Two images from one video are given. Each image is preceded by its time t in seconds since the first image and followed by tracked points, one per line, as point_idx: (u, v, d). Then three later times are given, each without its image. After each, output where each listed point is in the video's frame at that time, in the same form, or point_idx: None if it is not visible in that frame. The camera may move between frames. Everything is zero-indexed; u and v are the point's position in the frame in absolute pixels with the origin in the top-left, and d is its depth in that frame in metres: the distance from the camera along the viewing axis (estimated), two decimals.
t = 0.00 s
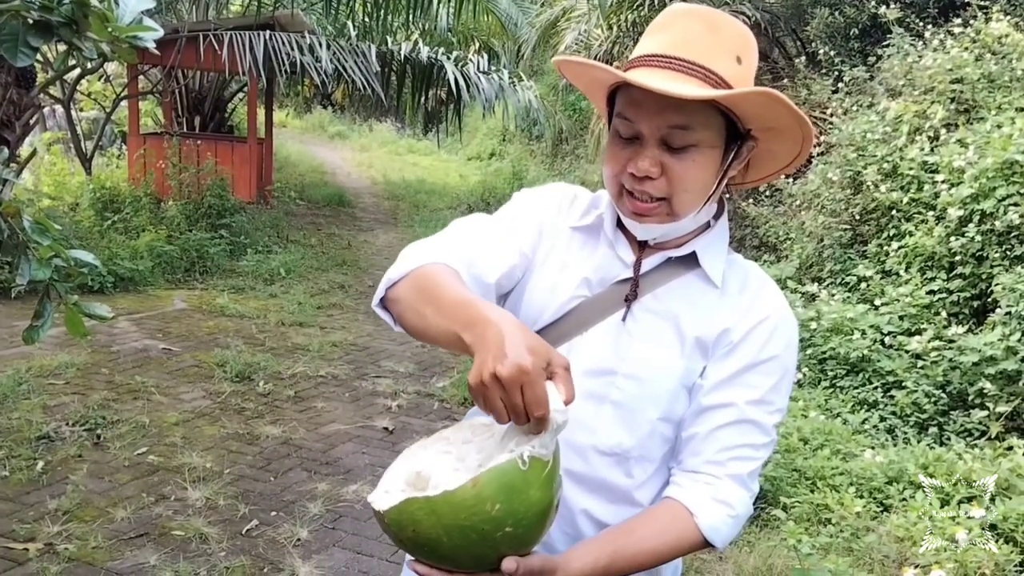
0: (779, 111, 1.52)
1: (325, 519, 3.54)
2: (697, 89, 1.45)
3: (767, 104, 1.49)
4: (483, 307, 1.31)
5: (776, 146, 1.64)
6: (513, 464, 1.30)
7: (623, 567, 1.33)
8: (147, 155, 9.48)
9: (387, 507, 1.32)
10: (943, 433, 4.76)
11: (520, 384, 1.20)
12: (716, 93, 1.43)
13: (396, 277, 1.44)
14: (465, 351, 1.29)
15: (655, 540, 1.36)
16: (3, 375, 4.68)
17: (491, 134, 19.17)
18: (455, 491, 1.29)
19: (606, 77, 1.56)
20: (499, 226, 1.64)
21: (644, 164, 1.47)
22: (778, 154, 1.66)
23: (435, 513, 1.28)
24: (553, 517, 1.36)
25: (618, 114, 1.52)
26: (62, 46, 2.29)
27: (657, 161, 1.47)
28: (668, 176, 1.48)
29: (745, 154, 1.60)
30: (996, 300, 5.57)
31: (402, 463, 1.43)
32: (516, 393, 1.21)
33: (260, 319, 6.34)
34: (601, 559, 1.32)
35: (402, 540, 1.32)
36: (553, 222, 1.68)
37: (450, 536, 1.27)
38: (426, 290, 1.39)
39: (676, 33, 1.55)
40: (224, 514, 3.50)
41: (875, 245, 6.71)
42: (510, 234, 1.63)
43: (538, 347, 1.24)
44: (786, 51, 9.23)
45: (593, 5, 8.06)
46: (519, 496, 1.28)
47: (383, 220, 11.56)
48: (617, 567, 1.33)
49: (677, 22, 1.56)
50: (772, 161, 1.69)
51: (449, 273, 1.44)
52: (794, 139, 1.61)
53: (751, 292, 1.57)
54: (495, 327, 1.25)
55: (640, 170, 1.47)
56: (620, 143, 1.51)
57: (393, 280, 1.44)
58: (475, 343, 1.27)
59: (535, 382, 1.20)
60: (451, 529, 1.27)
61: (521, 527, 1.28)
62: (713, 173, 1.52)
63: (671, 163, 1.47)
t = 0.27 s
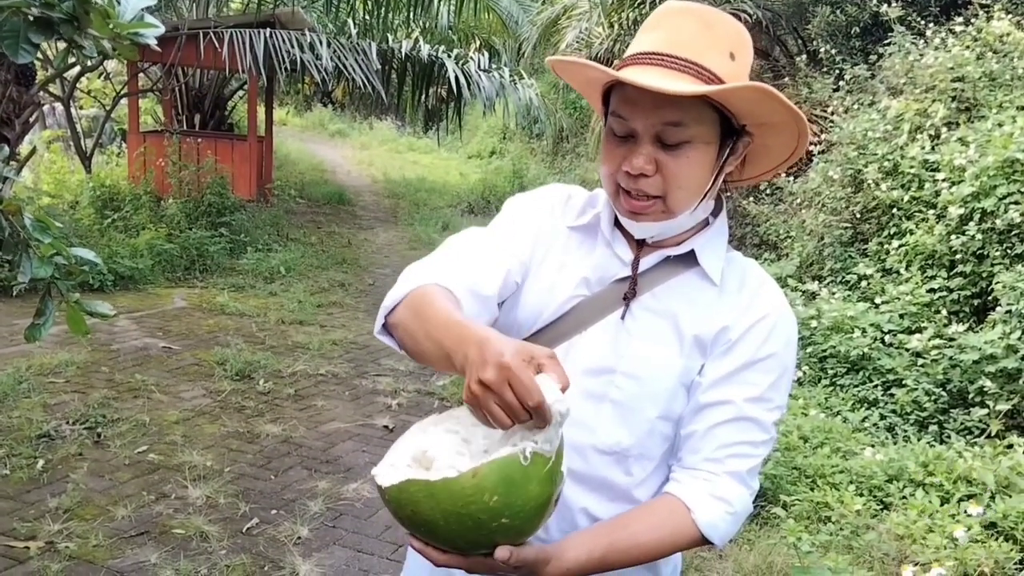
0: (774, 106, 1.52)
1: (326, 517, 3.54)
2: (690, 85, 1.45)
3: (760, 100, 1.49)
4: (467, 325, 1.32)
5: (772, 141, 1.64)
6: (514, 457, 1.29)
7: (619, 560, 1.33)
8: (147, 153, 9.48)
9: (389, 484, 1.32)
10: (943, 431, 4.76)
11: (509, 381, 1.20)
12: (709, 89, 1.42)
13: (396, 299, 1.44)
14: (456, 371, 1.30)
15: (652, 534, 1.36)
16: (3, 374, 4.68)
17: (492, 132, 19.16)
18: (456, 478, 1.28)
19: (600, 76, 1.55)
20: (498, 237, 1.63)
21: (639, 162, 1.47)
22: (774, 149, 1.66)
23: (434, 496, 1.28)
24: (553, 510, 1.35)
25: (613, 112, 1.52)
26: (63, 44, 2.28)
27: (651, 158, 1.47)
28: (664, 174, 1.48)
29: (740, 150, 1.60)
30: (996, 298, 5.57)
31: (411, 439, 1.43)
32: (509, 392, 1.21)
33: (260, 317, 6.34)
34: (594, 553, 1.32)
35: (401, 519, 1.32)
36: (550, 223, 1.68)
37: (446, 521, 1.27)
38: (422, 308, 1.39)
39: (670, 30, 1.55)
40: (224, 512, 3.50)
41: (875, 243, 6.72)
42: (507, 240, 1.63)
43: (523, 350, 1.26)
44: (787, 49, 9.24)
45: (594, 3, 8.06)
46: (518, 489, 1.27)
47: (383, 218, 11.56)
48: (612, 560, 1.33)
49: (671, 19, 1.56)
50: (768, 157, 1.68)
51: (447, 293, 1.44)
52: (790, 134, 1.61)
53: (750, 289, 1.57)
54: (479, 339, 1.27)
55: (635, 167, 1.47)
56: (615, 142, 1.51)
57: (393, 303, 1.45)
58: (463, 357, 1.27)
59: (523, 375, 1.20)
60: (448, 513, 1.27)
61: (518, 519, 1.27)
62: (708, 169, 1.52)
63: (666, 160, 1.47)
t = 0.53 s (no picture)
0: (773, 99, 1.51)
1: (326, 515, 3.54)
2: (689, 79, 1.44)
3: (758, 92, 1.48)
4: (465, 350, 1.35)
5: (770, 135, 1.63)
6: (509, 441, 1.25)
7: (615, 553, 1.33)
8: (148, 151, 9.48)
9: (387, 463, 1.32)
10: (944, 429, 4.75)
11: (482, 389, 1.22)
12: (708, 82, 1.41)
13: (405, 335, 1.49)
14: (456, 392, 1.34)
15: (649, 528, 1.35)
16: (3, 371, 4.67)
17: (492, 130, 19.15)
18: (450, 460, 1.26)
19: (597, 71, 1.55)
20: (494, 247, 1.63)
21: (640, 156, 1.46)
22: (774, 143, 1.65)
23: (428, 479, 1.26)
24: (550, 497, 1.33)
25: (611, 107, 1.51)
26: (63, 40, 2.28)
27: (651, 153, 1.46)
28: (663, 169, 1.47)
29: (739, 144, 1.59)
30: (997, 296, 5.56)
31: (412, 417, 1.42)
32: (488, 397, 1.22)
33: (260, 315, 6.33)
34: (589, 544, 1.32)
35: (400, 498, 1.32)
36: (547, 224, 1.67)
37: (440, 503, 1.25)
38: (426, 339, 1.44)
39: (665, 25, 1.54)
40: (225, 510, 3.49)
41: (876, 241, 6.71)
42: (503, 246, 1.63)
43: (500, 349, 1.26)
44: (788, 47, 9.23)
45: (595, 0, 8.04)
46: (511, 474, 1.24)
47: (384, 216, 11.54)
48: (608, 551, 1.33)
49: (667, 15, 1.55)
50: (766, 151, 1.67)
51: (450, 321, 1.48)
52: (788, 128, 1.60)
53: (748, 284, 1.56)
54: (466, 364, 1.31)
55: (635, 162, 1.46)
56: (613, 137, 1.50)
57: (403, 338, 1.50)
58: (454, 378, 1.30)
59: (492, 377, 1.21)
60: (441, 496, 1.25)
61: (511, 504, 1.25)
62: (707, 164, 1.51)
63: (665, 154, 1.46)
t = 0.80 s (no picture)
0: (773, 96, 1.51)
1: (326, 512, 3.54)
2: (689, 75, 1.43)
3: (758, 89, 1.48)
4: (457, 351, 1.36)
5: (769, 132, 1.63)
6: (502, 433, 1.25)
7: (617, 551, 1.33)
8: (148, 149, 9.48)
9: (382, 461, 1.31)
10: (944, 427, 4.75)
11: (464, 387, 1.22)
12: (709, 78, 1.41)
13: (409, 341, 1.50)
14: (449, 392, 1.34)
15: (649, 525, 1.36)
16: (3, 369, 4.67)
17: (492, 128, 19.15)
18: (442, 453, 1.26)
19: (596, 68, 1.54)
20: (495, 248, 1.63)
21: (640, 153, 1.45)
22: (773, 141, 1.65)
23: (421, 473, 1.25)
24: (547, 496, 1.31)
25: (610, 105, 1.51)
26: (63, 38, 2.27)
27: (652, 150, 1.45)
28: (663, 166, 1.46)
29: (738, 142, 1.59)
30: (997, 294, 5.56)
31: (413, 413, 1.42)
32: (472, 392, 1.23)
33: (261, 313, 6.33)
34: (590, 543, 1.32)
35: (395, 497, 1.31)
36: (547, 224, 1.67)
37: (434, 498, 1.24)
38: (428, 344, 1.45)
39: (663, 22, 1.53)
40: (225, 508, 3.49)
41: (876, 239, 6.70)
42: (502, 248, 1.63)
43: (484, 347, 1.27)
44: (788, 45, 9.23)
45: None
46: (503, 467, 1.23)
47: (384, 214, 11.54)
48: (609, 550, 1.32)
49: (664, 12, 1.55)
50: (764, 149, 1.67)
51: (452, 326, 1.49)
52: (787, 125, 1.60)
53: (748, 281, 1.55)
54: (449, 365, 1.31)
55: (635, 159, 1.46)
56: (613, 135, 1.50)
57: (407, 347, 1.51)
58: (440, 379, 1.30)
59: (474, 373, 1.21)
60: (435, 491, 1.24)
61: (505, 498, 1.24)
62: (707, 161, 1.50)
63: (666, 151, 1.46)
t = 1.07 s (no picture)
0: (781, 96, 1.52)
1: (326, 510, 3.55)
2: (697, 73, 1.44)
3: (765, 88, 1.49)
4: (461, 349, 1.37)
5: (774, 132, 1.63)
6: (514, 422, 1.25)
7: (622, 551, 1.34)
8: (148, 147, 9.47)
9: (393, 451, 1.31)
10: (944, 425, 4.76)
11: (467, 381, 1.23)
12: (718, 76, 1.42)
13: (413, 352, 1.51)
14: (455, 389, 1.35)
15: (655, 526, 1.36)
16: (4, 367, 4.67)
17: (492, 125, 19.15)
18: (454, 442, 1.26)
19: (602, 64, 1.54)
20: (495, 250, 1.63)
21: (646, 151, 1.45)
22: (777, 141, 1.65)
23: (433, 462, 1.25)
24: (558, 491, 1.31)
25: (617, 101, 1.51)
26: (62, 35, 2.27)
27: (658, 147, 1.46)
28: (669, 163, 1.47)
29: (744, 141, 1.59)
30: (997, 292, 5.56)
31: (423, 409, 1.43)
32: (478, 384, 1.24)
33: (261, 311, 6.34)
34: (597, 543, 1.32)
35: (406, 489, 1.30)
36: (549, 224, 1.67)
37: (446, 487, 1.24)
38: (433, 349, 1.45)
39: (671, 19, 1.54)
40: (225, 506, 3.50)
41: (876, 236, 6.71)
42: (504, 248, 1.63)
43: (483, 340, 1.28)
44: (788, 43, 9.24)
45: None
46: (517, 456, 1.23)
47: (384, 212, 11.54)
48: (615, 551, 1.33)
49: (672, 10, 1.55)
50: (767, 150, 1.68)
51: (456, 328, 1.49)
52: (793, 124, 1.61)
53: (751, 283, 1.56)
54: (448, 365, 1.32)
55: (642, 157, 1.46)
56: (619, 132, 1.50)
57: (412, 356, 1.52)
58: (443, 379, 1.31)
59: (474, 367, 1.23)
60: (448, 480, 1.24)
61: (518, 488, 1.23)
62: (714, 160, 1.51)
63: (672, 149, 1.46)
